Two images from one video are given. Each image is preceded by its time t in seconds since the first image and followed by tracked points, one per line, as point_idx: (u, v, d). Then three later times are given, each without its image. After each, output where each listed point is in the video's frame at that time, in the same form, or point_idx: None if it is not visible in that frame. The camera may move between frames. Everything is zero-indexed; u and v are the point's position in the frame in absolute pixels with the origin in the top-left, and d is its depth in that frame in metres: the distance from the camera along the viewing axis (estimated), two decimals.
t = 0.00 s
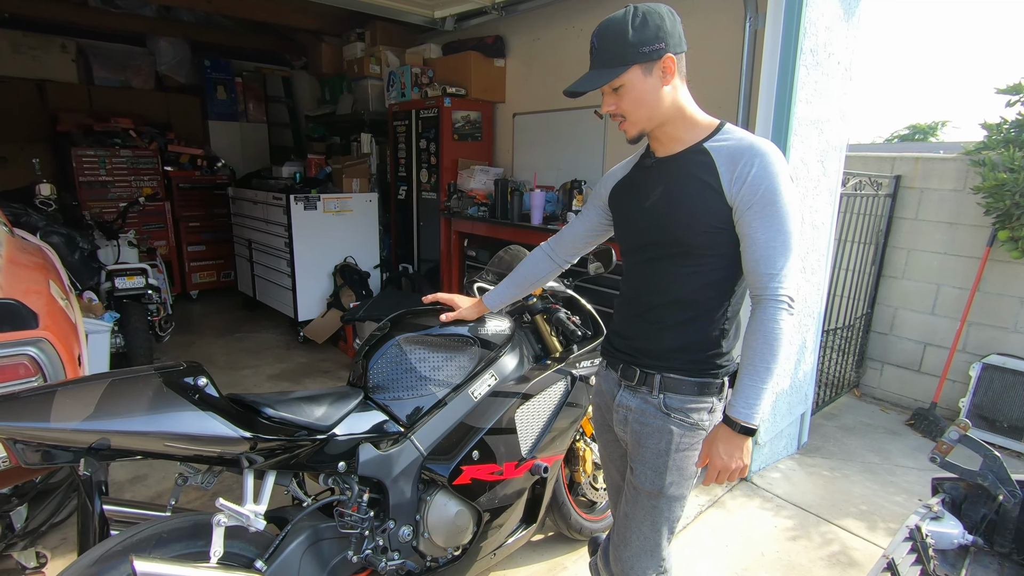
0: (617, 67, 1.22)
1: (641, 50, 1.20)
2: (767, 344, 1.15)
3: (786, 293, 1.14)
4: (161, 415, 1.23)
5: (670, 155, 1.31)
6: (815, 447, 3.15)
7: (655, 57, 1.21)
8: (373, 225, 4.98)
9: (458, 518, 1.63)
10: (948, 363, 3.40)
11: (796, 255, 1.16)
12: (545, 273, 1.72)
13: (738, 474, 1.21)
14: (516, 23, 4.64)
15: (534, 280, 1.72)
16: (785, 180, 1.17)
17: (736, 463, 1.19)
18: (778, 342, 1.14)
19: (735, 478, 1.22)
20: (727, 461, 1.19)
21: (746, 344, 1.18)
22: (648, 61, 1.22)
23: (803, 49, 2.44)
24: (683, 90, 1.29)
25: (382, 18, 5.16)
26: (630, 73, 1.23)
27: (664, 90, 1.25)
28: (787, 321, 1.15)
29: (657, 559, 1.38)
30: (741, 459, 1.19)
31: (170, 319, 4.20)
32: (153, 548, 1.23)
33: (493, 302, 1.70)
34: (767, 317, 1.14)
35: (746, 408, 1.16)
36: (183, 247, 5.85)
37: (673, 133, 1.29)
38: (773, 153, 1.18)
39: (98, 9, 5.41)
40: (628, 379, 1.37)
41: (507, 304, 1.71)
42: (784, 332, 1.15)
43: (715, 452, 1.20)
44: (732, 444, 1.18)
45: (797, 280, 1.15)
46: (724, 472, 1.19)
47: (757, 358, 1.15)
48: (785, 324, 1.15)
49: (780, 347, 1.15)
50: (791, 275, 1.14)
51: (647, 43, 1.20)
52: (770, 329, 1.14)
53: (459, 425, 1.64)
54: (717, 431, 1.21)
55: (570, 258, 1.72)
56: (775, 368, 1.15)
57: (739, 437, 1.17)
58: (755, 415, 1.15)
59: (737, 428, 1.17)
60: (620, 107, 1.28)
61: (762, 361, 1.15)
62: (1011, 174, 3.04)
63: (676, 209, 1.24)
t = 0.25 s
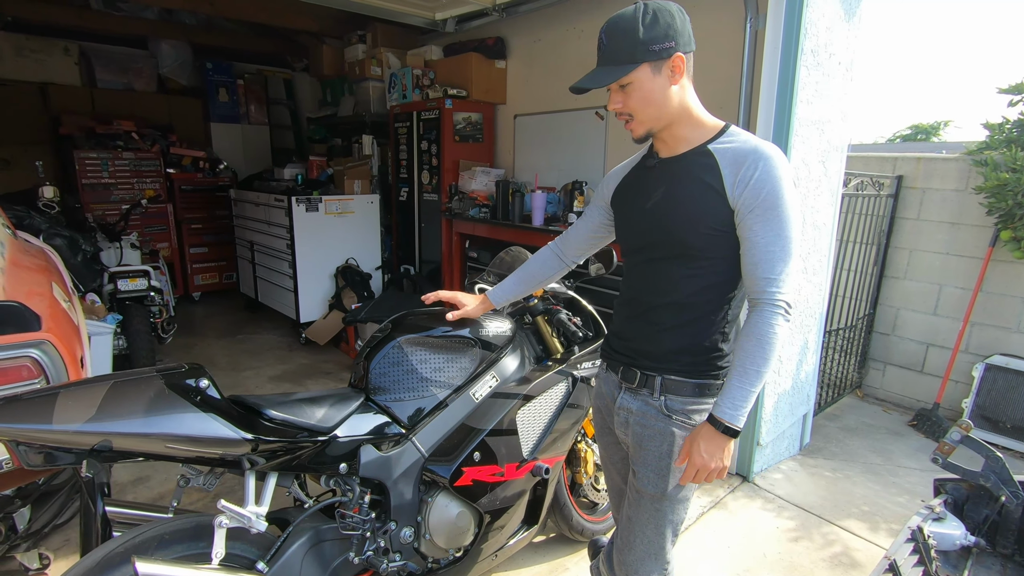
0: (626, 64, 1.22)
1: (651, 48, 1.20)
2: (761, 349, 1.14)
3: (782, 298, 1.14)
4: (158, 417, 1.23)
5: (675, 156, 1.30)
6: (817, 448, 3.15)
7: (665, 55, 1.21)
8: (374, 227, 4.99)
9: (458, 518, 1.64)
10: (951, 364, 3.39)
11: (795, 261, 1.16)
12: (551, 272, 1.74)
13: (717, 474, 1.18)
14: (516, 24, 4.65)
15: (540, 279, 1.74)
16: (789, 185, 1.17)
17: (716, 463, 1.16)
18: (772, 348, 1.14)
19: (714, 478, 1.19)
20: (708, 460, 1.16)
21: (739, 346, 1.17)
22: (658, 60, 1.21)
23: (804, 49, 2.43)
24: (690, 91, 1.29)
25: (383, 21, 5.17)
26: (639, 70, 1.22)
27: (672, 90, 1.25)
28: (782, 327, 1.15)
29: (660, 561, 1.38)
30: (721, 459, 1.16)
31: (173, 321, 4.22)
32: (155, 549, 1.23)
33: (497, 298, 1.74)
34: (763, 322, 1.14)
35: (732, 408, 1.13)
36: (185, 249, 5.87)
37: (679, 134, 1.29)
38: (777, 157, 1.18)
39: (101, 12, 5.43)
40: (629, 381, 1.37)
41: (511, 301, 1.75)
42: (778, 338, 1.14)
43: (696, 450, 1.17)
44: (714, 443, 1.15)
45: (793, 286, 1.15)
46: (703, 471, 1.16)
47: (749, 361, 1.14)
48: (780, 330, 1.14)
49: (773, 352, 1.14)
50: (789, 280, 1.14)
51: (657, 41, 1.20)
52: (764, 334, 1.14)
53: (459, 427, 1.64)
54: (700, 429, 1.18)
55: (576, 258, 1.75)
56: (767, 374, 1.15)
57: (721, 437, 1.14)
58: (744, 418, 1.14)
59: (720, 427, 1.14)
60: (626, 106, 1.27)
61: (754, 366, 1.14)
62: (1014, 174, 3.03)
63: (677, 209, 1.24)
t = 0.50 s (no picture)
0: (632, 60, 1.22)
1: (658, 44, 1.20)
2: (761, 354, 1.14)
3: (783, 303, 1.14)
4: (157, 417, 1.23)
5: (676, 155, 1.30)
6: (818, 449, 3.15)
7: (671, 52, 1.21)
8: (376, 228, 5.00)
9: (459, 519, 1.64)
10: (952, 365, 3.39)
11: (795, 265, 1.16)
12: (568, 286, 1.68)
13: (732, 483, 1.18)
14: (517, 26, 4.66)
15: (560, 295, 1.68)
16: (788, 189, 1.17)
17: (729, 472, 1.16)
18: (772, 353, 1.14)
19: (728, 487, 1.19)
20: (721, 470, 1.16)
21: (739, 350, 1.17)
22: (664, 57, 1.22)
23: (804, 50, 2.44)
24: (693, 92, 1.29)
25: (384, 22, 5.18)
26: (645, 66, 1.22)
27: (676, 89, 1.25)
28: (782, 331, 1.15)
29: (658, 563, 1.38)
30: (734, 468, 1.16)
31: (174, 322, 4.22)
32: (157, 549, 1.24)
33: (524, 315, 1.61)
34: (762, 327, 1.14)
35: (739, 416, 1.14)
36: (186, 250, 5.88)
37: (680, 134, 1.29)
38: (777, 161, 1.18)
39: (103, 14, 5.45)
40: (627, 383, 1.37)
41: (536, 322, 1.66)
42: (779, 343, 1.14)
43: (709, 461, 1.17)
44: (726, 453, 1.15)
45: (793, 291, 1.15)
46: (717, 481, 1.16)
47: (750, 367, 1.14)
48: (780, 334, 1.14)
49: (774, 358, 1.14)
50: (789, 285, 1.14)
51: (664, 38, 1.20)
52: (764, 338, 1.14)
53: (460, 428, 1.64)
54: (710, 439, 1.19)
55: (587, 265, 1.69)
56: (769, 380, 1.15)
57: (732, 446, 1.15)
58: (749, 425, 1.14)
59: (731, 437, 1.15)
60: (629, 102, 1.26)
61: (755, 372, 1.14)
62: (1014, 175, 3.03)
63: (677, 211, 1.25)
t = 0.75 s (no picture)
0: (637, 58, 1.22)
1: (663, 44, 1.21)
2: (764, 356, 1.16)
3: (785, 305, 1.15)
4: (155, 419, 1.24)
5: (675, 158, 1.31)
6: (818, 450, 3.15)
7: (675, 53, 1.23)
8: (376, 230, 5.01)
9: (458, 520, 1.65)
10: (952, 367, 3.39)
11: (796, 268, 1.17)
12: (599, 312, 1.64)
13: (737, 483, 1.20)
14: (517, 28, 4.67)
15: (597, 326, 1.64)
16: (790, 192, 1.18)
17: (735, 473, 1.18)
18: (777, 355, 1.15)
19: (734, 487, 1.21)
20: (728, 471, 1.18)
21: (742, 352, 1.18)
22: (668, 57, 1.23)
23: (803, 53, 2.44)
24: (693, 96, 1.31)
25: (385, 25, 5.20)
26: (650, 66, 1.23)
27: (677, 91, 1.26)
28: (784, 332, 1.16)
29: (653, 566, 1.38)
30: (740, 468, 1.18)
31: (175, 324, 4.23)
32: (159, 550, 1.24)
33: (571, 365, 1.63)
34: (766, 329, 1.15)
35: (745, 418, 1.16)
36: (187, 251, 5.90)
37: (680, 136, 1.30)
38: (779, 164, 1.19)
39: (104, 17, 5.47)
40: (626, 388, 1.37)
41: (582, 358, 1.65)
42: (782, 345, 1.16)
43: (715, 462, 1.19)
44: (733, 454, 1.17)
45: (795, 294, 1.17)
46: (724, 482, 1.18)
47: (755, 369, 1.16)
48: (782, 335, 1.16)
49: (777, 360, 1.16)
50: (791, 288, 1.16)
51: (669, 38, 1.21)
52: (768, 339, 1.15)
53: (460, 430, 1.66)
54: (716, 440, 1.21)
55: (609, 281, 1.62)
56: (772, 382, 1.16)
57: (738, 448, 1.17)
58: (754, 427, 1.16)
59: (738, 439, 1.16)
60: (632, 101, 1.26)
61: (759, 375, 1.16)
62: (1013, 177, 3.03)
63: (677, 214, 1.25)
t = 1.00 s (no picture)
0: (625, 65, 1.23)
1: (650, 49, 1.22)
2: (770, 355, 1.15)
3: (788, 303, 1.15)
4: (150, 423, 1.23)
5: (671, 160, 1.31)
6: (818, 453, 3.15)
7: (662, 56, 1.22)
8: (376, 232, 5.01)
9: (459, 524, 1.64)
10: (952, 369, 3.39)
11: (797, 264, 1.17)
12: (579, 309, 1.64)
13: (746, 485, 1.19)
14: (517, 31, 4.68)
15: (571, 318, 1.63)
16: (788, 189, 1.18)
17: (745, 475, 1.17)
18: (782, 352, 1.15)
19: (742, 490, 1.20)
20: (738, 473, 1.17)
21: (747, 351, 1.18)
22: (656, 61, 1.23)
23: (803, 56, 2.45)
24: (686, 96, 1.30)
25: (385, 28, 5.21)
26: (638, 71, 1.23)
27: (669, 93, 1.26)
28: (788, 329, 1.16)
29: (659, 571, 1.32)
30: (749, 471, 1.17)
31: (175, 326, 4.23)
32: (158, 554, 1.24)
33: (537, 348, 1.61)
34: (770, 328, 1.15)
35: (753, 417, 1.15)
36: (187, 254, 5.90)
37: (676, 138, 1.30)
38: (775, 161, 1.19)
39: (105, 20, 5.48)
40: (630, 390, 1.37)
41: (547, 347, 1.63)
42: (786, 343, 1.16)
43: (725, 465, 1.18)
44: (741, 456, 1.16)
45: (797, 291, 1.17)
46: (735, 485, 1.17)
47: (760, 369, 1.16)
48: (786, 332, 1.15)
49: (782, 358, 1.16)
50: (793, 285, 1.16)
51: (656, 42, 1.22)
52: (772, 338, 1.15)
53: (460, 433, 1.66)
54: (725, 442, 1.19)
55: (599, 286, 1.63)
56: (778, 380, 1.16)
57: (747, 450, 1.16)
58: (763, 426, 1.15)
59: (747, 440, 1.15)
60: (623, 107, 1.27)
61: (764, 374, 1.16)
62: (1013, 180, 3.04)
63: (676, 216, 1.25)
